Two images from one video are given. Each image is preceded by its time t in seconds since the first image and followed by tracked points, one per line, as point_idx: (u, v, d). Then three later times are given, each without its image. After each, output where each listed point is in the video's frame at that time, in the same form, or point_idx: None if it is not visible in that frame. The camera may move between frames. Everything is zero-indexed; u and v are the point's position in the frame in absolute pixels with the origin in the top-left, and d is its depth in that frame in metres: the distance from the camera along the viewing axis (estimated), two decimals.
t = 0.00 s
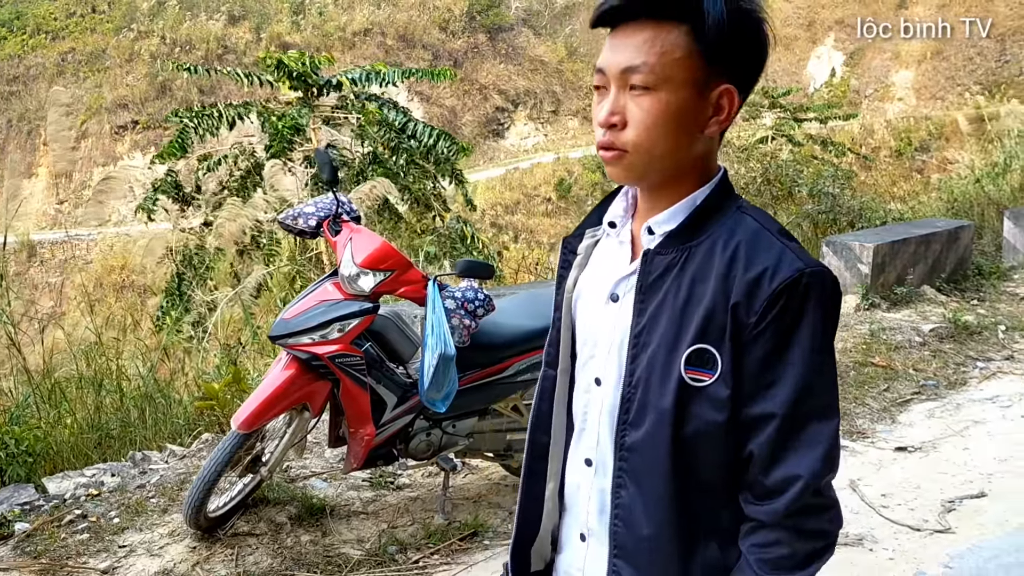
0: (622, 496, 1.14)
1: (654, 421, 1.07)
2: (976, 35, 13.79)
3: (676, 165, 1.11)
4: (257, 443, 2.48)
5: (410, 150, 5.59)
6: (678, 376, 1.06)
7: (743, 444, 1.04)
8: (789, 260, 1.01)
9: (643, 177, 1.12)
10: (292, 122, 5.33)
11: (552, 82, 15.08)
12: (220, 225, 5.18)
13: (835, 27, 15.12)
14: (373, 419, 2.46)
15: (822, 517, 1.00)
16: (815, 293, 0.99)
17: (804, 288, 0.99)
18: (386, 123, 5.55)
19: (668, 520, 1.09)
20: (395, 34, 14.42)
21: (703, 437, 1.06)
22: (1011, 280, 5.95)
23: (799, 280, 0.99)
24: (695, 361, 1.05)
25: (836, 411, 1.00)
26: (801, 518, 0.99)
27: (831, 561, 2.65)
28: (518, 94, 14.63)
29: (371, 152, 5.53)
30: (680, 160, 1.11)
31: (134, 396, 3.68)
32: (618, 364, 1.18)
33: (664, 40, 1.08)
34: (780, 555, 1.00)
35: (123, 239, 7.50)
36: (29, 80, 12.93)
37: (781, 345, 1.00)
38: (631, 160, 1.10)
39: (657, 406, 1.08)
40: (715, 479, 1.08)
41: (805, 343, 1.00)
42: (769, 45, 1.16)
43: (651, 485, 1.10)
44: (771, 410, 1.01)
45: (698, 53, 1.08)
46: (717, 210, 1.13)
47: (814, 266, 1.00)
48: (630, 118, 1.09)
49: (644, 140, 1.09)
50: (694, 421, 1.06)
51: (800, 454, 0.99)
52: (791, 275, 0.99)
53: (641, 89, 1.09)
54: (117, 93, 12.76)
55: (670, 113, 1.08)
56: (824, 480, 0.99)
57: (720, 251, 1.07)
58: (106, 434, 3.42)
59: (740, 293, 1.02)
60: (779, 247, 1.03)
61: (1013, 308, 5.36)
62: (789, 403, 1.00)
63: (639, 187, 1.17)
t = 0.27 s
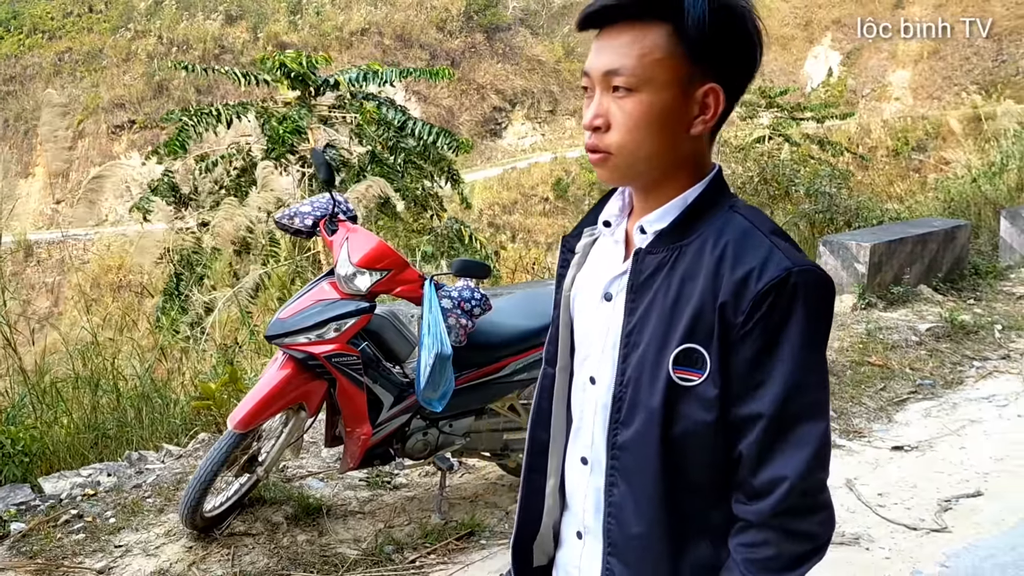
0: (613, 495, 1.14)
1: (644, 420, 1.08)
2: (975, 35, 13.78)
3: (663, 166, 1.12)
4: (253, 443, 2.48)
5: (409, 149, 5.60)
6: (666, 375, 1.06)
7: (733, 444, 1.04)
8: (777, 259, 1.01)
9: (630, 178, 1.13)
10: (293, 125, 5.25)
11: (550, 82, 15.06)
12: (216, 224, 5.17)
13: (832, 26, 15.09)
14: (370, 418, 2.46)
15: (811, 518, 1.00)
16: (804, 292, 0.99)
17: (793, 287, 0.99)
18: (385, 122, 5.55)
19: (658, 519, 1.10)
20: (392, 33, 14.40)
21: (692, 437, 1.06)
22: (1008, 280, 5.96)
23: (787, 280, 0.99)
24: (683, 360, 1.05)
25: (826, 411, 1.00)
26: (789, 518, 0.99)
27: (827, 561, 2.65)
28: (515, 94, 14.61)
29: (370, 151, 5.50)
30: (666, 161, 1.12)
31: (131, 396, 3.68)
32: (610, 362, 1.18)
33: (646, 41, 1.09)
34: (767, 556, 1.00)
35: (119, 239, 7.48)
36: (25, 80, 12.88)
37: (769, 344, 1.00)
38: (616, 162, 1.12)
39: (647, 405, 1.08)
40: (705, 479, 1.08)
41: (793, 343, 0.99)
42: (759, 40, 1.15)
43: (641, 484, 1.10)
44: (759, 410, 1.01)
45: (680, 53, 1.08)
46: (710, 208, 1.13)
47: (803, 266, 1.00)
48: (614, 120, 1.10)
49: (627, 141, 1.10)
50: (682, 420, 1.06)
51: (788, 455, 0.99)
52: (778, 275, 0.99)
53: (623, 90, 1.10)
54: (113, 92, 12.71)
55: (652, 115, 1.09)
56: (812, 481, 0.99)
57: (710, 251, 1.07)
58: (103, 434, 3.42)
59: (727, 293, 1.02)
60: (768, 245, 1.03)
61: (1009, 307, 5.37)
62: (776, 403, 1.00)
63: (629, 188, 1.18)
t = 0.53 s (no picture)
0: (602, 494, 1.15)
1: (631, 419, 1.09)
2: (975, 35, 13.82)
3: (647, 166, 1.13)
4: (250, 442, 2.49)
5: (408, 149, 5.59)
6: (653, 375, 1.07)
7: (719, 444, 1.05)
8: (762, 259, 1.01)
9: (615, 177, 1.15)
10: (298, 128, 5.26)
11: (548, 82, 15.06)
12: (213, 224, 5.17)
13: (830, 26, 15.08)
14: (367, 418, 2.46)
15: (795, 518, 1.01)
16: (788, 292, 0.99)
17: (777, 287, 0.99)
18: (384, 122, 5.55)
19: (645, 518, 1.11)
20: (390, 33, 14.40)
21: (678, 436, 1.07)
22: (1004, 279, 5.97)
23: (772, 280, 0.99)
24: (670, 360, 1.06)
25: (810, 411, 1.00)
26: (774, 518, 1.00)
27: (823, 559, 2.66)
28: (514, 94, 14.60)
29: (371, 151, 5.51)
30: (650, 161, 1.13)
31: (129, 396, 3.69)
32: (599, 361, 1.19)
33: (628, 40, 1.10)
34: (751, 555, 1.01)
35: (116, 240, 7.46)
36: (23, 80, 12.84)
37: (754, 344, 1.01)
38: (599, 161, 1.14)
39: (634, 404, 1.09)
40: (692, 478, 1.09)
41: (778, 342, 1.00)
42: (751, 39, 1.14)
43: (628, 483, 1.11)
44: (744, 410, 1.01)
45: (663, 52, 1.09)
46: (698, 207, 1.13)
47: (787, 266, 1.00)
48: (596, 120, 1.12)
49: (609, 140, 1.12)
50: (669, 420, 1.07)
51: (772, 454, 1.00)
52: (763, 275, 1.00)
53: (606, 90, 1.11)
54: (112, 93, 12.67)
55: (634, 115, 1.10)
56: (796, 481, 1.00)
57: (697, 250, 1.07)
58: (101, 434, 3.42)
59: (713, 293, 1.03)
60: (753, 245, 1.03)
61: (1005, 306, 5.38)
62: (761, 402, 1.00)
63: (617, 187, 1.19)
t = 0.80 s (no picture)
0: (595, 493, 1.15)
1: (626, 419, 1.09)
2: (975, 34, 13.82)
3: (638, 165, 1.14)
4: (247, 442, 2.49)
5: (408, 149, 5.55)
6: (647, 375, 1.07)
7: (713, 443, 1.05)
8: (756, 259, 1.02)
9: (606, 176, 1.15)
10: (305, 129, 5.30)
11: (546, 83, 15.06)
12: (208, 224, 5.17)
13: (829, 26, 15.08)
14: (363, 417, 2.47)
15: (789, 516, 1.01)
16: (782, 291, 1.00)
17: (772, 287, 1.00)
18: (383, 123, 5.50)
19: (638, 517, 1.11)
20: (389, 34, 14.41)
21: (672, 436, 1.07)
22: (1002, 279, 5.98)
23: (767, 280, 1.00)
24: (664, 360, 1.06)
25: (803, 410, 1.01)
26: (768, 517, 1.01)
27: (820, 558, 2.66)
28: (512, 94, 14.60)
29: (373, 152, 5.53)
30: (642, 160, 1.13)
31: (127, 396, 3.70)
32: (592, 362, 1.19)
33: (618, 40, 1.11)
34: (745, 553, 1.01)
35: (114, 241, 7.45)
36: (21, 80, 12.77)
37: (749, 343, 1.01)
38: (590, 160, 1.14)
39: (628, 405, 1.09)
40: (685, 477, 1.09)
41: (772, 342, 1.00)
42: (739, 40, 1.15)
43: (622, 483, 1.11)
44: (738, 409, 1.02)
45: (652, 52, 1.10)
46: (689, 208, 1.14)
47: (781, 266, 1.00)
48: (587, 119, 1.13)
49: (599, 140, 1.12)
50: (664, 420, 1.07)
51: (766, 453, 1.01)
52: (757, 275, 1.00)
53: (596, 90, 1.12)
54: (110, 93, 12.62)
55: (624, 115, 1.10)
56: (790, 479, 1.00)
57: (690, 250, 1.08)
58: (99, 434, 3.42)
59: (707, 292, 1.03)
60: (747, 245, 1.04)
61: (1002, 306, 5.39)
62: (755, 402, 1.01)
63: (608, 187, 1.20)
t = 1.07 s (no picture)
0: (579, 494, 1.16)
1: (611, 421, 1.10)
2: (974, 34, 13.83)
3: (619, 170, 1.15)
4: (244, 442, 2.50)
5: (408, 150, 5.53)
6: (632, 377, 1.08)
7: (697, 445, 1.06)
8: (741, 263, 1.03)
9: (587, 181, 1.16)
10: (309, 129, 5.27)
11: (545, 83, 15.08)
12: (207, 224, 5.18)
13: (827, 26, 15.03)
14: (360, 418, 2.48)
15: (773, 515, 1.03)
16: (765, 295, 1.01)
17: (756, 291, 1.01)
18: (382, 123, 5.48)
19: (624, 517, 1.12)
20: (388, 34, 14.41)
21: (657, 437, 1.08)
22: (998, 279, 5.99)
23: (751, 284, 1.01)
24: (648, 362, 1.07)
25: (786, 412, 1.03)
26: (754, 517, 1.02)
27: (815, 557, 2.67)
28: (511, 94, 14.61)
29: (374, 153, 5.51)
30: (624, 165, 1.15)
31: (125, 397, 3.71)
32: (574, 364, 1.20)
33: (599, 46, 1.12)
34: (732, 553, 1.02)
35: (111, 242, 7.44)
36: (20, 81, 12.71)
37: (733, 346, 1.02)
38: (572, 165, 1.15)
39: (613, 407, 1.10)
40: (670, 479, 1.10)
41: (756, 344, 1.02)
42: (718, 45, 1.16)
43: (607, 483, 1.12)
44: (722, 411, 1.03)
45: (633, 58, 1.11)
46: (674, 211, 1.15)
47: (764, 270, 1.02)
48: (569, 124, 1.14)
49: (581, 145, 1.13)
50: (649, 421, 1.08)
51: (750, 455, 1.02)
52: (742, 279, 1.02)
53: (578, 95, 1.13)
54: (109, 94, 12.59)
55: (605, 120, 1.11)
56: (774, 480, 1.02)
57: (675, 253, 1.09)
58: (97, 434, 3.42)
59: (692, 296, 1.04)
60: (731, 249, 1.05)
61: (999, 306, 5.40)
62: (740, 403, 1.02)
63: (590, 191, 1.21)
